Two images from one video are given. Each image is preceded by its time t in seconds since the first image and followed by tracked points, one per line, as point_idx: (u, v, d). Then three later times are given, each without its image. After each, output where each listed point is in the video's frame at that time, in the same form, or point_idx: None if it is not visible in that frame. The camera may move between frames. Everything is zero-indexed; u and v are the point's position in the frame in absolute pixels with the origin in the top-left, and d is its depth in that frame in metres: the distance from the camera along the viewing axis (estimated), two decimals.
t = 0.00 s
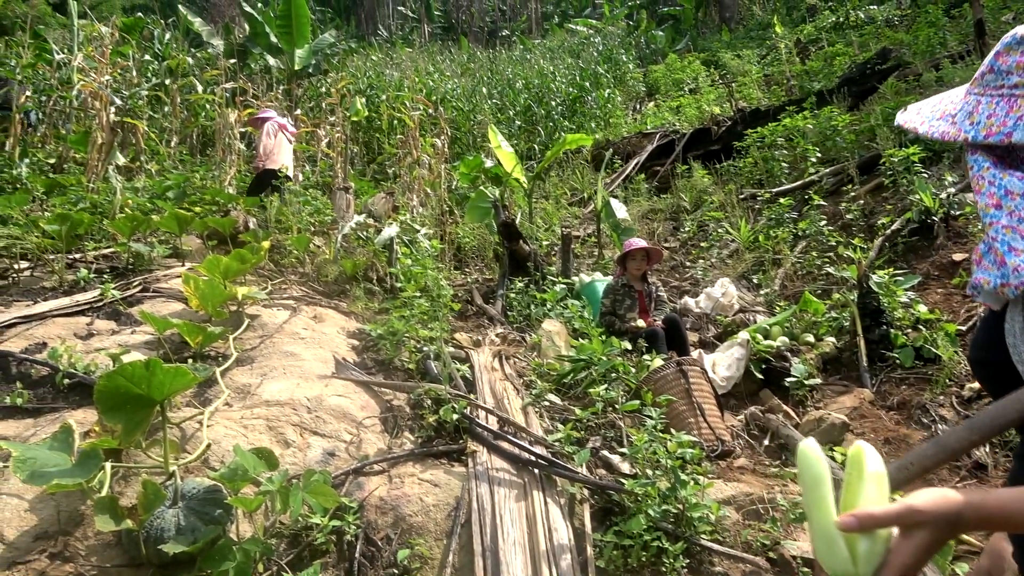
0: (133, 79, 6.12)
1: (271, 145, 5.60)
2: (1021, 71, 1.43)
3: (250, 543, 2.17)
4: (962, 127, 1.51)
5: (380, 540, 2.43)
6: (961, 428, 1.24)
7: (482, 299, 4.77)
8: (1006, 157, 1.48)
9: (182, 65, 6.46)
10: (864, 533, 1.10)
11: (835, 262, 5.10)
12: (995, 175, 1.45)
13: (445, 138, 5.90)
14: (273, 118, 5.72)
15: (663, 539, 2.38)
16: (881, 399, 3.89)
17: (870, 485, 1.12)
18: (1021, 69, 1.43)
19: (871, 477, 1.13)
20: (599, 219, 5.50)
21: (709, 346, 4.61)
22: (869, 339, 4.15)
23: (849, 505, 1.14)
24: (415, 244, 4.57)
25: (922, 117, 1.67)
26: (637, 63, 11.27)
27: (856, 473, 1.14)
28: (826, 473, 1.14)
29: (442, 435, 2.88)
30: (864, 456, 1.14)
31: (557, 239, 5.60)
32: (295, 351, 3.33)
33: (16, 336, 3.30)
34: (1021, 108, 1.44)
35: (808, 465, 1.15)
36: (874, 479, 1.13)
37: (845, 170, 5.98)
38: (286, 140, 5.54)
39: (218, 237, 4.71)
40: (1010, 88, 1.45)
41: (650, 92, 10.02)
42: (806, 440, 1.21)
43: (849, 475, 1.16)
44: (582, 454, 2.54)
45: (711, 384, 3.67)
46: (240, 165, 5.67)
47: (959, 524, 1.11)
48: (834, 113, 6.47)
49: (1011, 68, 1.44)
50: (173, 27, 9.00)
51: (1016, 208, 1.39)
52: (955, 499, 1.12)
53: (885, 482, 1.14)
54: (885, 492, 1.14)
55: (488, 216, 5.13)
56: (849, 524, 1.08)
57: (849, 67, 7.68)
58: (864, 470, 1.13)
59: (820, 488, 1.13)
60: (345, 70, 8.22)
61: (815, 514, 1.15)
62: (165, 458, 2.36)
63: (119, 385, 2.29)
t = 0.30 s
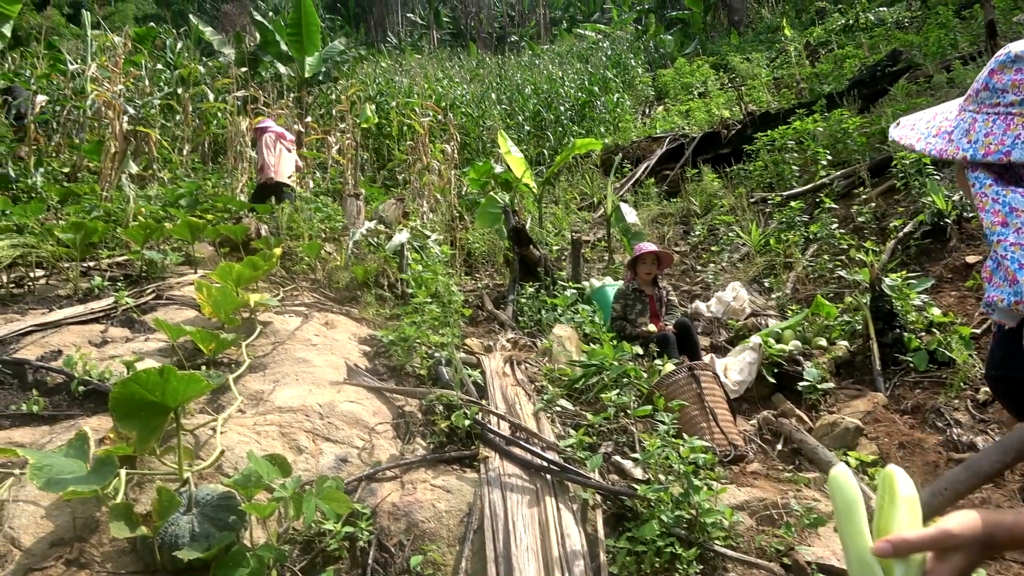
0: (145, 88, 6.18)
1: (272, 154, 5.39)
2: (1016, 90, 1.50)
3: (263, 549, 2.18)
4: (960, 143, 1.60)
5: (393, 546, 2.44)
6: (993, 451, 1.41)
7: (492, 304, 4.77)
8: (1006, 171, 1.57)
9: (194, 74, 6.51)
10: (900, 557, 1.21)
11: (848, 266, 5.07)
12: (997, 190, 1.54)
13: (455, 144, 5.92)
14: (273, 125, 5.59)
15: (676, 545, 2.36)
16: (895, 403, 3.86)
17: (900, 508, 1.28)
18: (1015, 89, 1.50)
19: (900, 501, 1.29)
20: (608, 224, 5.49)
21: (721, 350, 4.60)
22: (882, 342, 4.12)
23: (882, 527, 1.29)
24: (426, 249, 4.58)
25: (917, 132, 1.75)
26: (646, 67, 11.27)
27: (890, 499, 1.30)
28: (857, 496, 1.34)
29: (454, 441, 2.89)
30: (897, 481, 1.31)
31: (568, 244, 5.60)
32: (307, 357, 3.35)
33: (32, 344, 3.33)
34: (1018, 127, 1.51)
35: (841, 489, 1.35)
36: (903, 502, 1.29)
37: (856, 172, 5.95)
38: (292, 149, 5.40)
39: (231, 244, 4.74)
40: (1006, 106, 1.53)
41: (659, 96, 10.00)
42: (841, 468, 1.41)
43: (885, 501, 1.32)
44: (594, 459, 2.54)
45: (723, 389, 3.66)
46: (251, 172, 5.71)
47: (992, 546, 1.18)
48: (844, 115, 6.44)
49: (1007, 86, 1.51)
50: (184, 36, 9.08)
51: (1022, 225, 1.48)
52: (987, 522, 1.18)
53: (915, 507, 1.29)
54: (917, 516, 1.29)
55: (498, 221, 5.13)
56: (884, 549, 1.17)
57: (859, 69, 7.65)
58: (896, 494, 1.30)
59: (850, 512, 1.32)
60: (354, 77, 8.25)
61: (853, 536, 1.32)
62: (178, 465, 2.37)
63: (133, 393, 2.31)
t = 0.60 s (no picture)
0: (158, 95, 6.24)
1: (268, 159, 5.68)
2: (1016, 83, 1.45)
3: (276, 554, 2.19)
4: (962, 139, 1.55)
5: (404, 551, 2.43)
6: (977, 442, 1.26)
7: (502, 309, 4.78)
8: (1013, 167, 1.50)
9: (205, 81, 6.56)
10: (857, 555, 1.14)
11: (859, 269, 5.04)
12: (999, 187, 1.48)
13: (464, 149, 5.93)
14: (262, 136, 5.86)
15: (688, 551, 2.34)
16: (909, 407, 3.83)
17: (861, 509, 1.25)
18: (1016, 82, 1.45)
19: (859, 501, 1.25)
20: (618, 228, 5.48)
21: (732, 354, 4.58)
22: (894, 346, 4.09)
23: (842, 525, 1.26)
24: (436, 254, 4.59)
25: (926, 130, 1.71)
26: (655, 71, 11.28)
27: (850, 497, 1.27)
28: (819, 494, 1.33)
29: (465, 446, 2.89)
30: (858, 480, 1.28)
31: (577, 248, 5.60)
32: (318, 362, 3.36)
33: (46, 349, 3.36)
34: (1020, 120, 1.45)
35: (803, 486, 1.35)
36: (864, 502, 1.24)
37: (867, 175, 5.92)
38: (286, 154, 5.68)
39: (242, 250, 4.76)
40: (1007, 100, 1.47)
41: (668, 100, 10.01)
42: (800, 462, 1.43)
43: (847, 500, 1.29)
44: (605, 464, 2.53)
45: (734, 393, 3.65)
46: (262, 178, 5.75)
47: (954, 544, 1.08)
48: (855, 118, 6.41)
49: (1006, 80, 1.46)
50: (196, 43, 9.16)
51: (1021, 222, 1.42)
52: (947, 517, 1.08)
53: (876, 504, 1.25)
54: (877, 514, 1.24)
55: (508, 226, 5.13)
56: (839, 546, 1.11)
57: (870, 72, 7.62)
58: (857, 492, 1.27)
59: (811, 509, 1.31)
60: (365, 83, 8.30)
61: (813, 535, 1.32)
62: (191, 470, 2.38)
63: (146, 398, 2.32)
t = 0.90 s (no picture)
0: (169, 100, 6.27)
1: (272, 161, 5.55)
2: None
3: (286, 558, 2.20)
4: (975, 124, 1.44)
5: (414, 555, 2.43)
6: (968, 444, 1.33)
7: (512, 313, 4.77)
8: None
9: (216, 86, 6.59)
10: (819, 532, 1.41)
11: (871, 274, 5.01)
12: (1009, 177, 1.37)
13: (473, 153, 5.94)
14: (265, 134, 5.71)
15: (699, 557, 2.33)
16: (921, 413, 3.80)
17: (824, 489, 1.58)
18: None
19: (826, 481, 1.59)
20: (628, 232, 5.47)
21: (742, 359, 4.56)
22: (906, 351, 4.05)
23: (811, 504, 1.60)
24: (445, 259, 4.59)
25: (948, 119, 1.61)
26: (664, 75, 11.26)
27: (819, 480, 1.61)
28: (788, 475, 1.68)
29: (474, 451, 2.88)
30: (831, 466, 1.62)
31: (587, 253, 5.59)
32: (328, 366, 3.36)
33: (58, 352, 3.37)
34: None
35: (778, 467, 1.70)
36: (828, 483, 1.58)
37: (878, 179, 5.89)
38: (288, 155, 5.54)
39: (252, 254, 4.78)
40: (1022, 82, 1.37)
41: (677, 105, 9.99)
42: (783, 449, 1.79)
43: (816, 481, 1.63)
44: (616, 469, 2.52)
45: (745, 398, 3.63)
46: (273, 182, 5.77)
47: (904, 532, 1.25)
48: (866, 122, 6.37)
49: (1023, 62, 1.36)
50: (207, 49, 9.20)
51: None
52: (897, 509, 1.26)
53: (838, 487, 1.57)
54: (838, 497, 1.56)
55: (517, 230, 5.13)
56: (797, 522, 1.40)
57: (881, 76, 7.58)
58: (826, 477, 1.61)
59: (780, 485, 1.66)
60: (374, 88, 8.32)
61: (779, 508, 1.65)
62: (202, 474, 2.39)
63: (158, 402, 2.33)
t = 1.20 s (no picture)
0: (180, 105, 6.30)
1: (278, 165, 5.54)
2: None
3: (295, 561, 2.20)
4: (989, 118, 1.43)
5: (423, 559, 2.43)
6: (988, 460, 1.40)
7: (521, 317, 4.77)
8: None
9: (227, 90, 6.62)
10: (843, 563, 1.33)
11: (882, 277, 4.97)
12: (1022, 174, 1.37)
13: (482, 156, 5.94)
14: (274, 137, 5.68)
15: (709, 562, 2.32)
16: (933, 417, 3.77)
17: (849, 519, 1.56)
18: None
19: (850, 512, 1.56)
20: (637, 235, 5.45)
21: (752, 363, 4.54)
22: (918, 355, 4.02)
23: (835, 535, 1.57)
24: (454, 262, 4.59)
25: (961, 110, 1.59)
26: (673, 78, 11.23)
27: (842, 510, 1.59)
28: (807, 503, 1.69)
29: (483, 454, 2.88)
30: (853, 494, 1.59)
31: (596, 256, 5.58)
32: (337, 369, 3.37)
33: (70, 355, 3.40)
34: None
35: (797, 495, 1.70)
36: (852, 513, 1.56)
37: (889, 182, 5.85)
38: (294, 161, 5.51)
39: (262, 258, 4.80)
40: None
41: (686, 107, 9.97)
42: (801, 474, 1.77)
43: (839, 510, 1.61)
44: (625, 473, 2.52)
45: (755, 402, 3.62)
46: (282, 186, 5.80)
47: (935, 560, 1.20)
48: (877, 124, 6.33)
49: None
50: (217, 54, 9.26)
51: None
52: (928, 536, 1.20)
53: (861, 516, 1.55)
54: (863, 527, 1.54)
55: (526, 233, 5.12)
56: (821, 555, 1.32)
57: (891, 78, 7.54)
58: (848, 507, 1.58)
59: (801, 515, 1.66)
60: (384, 92, 8.34)
61: (802, 538, 1.65)
62: (212, 477, 2.40)
63: (169, 405, 2.34)
